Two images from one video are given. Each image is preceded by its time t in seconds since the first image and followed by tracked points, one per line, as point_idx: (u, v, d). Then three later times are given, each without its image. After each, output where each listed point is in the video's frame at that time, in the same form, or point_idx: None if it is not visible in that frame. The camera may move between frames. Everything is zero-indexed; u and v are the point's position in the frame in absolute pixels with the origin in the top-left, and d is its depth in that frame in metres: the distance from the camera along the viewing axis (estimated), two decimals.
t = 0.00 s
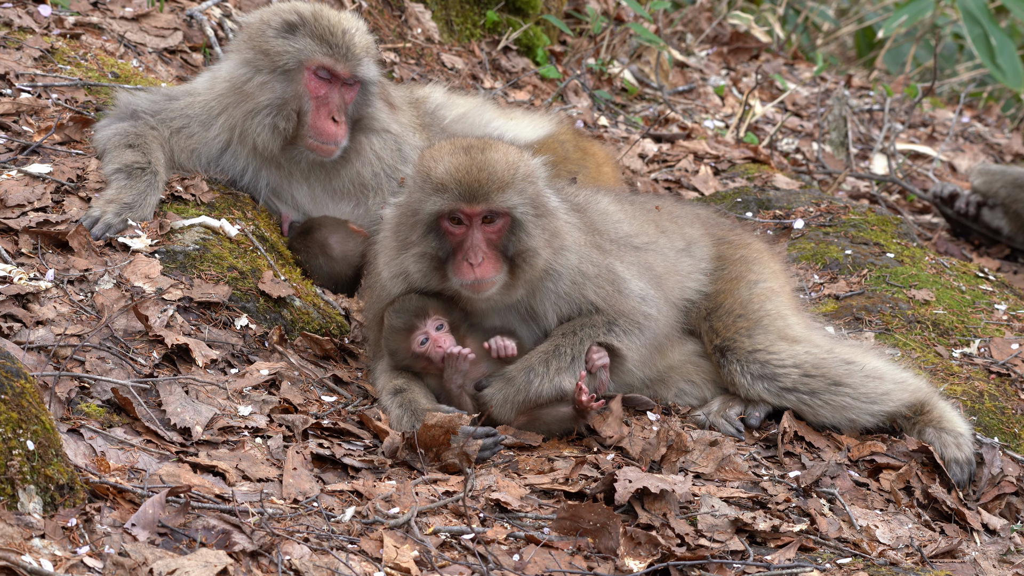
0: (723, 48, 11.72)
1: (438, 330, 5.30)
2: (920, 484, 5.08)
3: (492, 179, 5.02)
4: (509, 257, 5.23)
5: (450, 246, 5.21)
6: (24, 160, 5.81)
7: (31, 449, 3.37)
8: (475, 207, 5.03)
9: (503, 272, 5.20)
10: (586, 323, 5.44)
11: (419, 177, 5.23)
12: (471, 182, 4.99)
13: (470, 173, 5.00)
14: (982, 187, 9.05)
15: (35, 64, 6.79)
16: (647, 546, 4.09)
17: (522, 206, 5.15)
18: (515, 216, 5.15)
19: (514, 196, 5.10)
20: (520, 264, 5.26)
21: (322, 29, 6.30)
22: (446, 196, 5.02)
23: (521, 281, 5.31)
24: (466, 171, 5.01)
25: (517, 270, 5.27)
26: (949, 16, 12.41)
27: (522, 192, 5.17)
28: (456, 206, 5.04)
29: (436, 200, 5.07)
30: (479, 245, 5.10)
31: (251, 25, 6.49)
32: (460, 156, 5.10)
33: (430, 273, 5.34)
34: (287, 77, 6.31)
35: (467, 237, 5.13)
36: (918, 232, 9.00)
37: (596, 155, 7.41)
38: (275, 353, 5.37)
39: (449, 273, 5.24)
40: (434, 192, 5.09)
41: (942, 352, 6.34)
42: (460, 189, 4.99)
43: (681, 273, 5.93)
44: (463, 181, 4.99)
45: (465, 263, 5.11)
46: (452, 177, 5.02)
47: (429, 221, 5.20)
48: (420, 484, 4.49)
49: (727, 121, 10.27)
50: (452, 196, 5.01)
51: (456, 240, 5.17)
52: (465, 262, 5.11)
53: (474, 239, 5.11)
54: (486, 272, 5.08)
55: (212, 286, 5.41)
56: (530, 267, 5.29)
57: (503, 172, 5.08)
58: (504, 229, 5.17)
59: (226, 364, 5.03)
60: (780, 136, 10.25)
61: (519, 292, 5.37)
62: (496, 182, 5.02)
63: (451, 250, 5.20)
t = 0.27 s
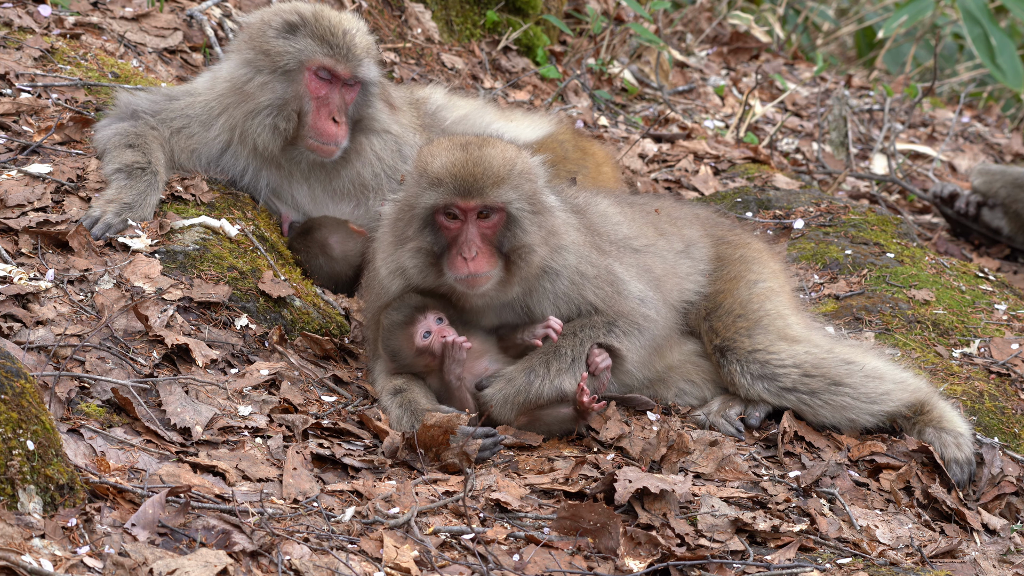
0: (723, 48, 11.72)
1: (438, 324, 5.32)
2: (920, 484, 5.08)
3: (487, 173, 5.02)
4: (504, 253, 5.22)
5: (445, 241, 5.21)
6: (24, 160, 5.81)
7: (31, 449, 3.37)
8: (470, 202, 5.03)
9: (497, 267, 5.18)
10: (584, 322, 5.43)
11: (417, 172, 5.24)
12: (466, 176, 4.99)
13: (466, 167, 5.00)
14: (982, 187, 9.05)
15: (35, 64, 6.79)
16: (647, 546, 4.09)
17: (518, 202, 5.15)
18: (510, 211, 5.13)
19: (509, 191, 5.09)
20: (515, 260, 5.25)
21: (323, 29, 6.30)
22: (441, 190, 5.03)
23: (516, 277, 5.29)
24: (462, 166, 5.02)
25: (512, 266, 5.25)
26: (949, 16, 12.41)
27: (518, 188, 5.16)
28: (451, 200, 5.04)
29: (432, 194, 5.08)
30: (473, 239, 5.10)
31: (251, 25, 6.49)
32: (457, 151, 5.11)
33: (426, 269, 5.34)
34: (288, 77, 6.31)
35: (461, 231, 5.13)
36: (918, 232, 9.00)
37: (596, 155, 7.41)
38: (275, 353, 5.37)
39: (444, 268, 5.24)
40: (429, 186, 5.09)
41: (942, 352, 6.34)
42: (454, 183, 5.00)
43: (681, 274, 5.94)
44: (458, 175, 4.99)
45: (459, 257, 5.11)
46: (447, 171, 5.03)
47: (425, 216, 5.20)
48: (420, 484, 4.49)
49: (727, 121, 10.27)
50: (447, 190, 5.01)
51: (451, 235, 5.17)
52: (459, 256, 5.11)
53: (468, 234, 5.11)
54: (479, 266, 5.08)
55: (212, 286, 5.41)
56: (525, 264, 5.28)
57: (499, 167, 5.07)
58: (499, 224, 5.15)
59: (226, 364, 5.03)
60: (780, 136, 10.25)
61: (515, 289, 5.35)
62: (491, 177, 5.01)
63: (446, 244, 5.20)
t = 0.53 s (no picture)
0: (723, 48, 11.72)
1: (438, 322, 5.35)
2: (920, 484, 5.08)
3: (484, 174, 5.01)
4: (502, 253, 5.22)
5: (444, 241, 5.21)
6: (24, 160, 5.81)
7: (31, 449, 3.37)
8: (468, 204, 5.02)
9: (496, 268, 5.19)
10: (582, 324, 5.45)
11: (415, 172, 5.24)
12: (463, 177, 4.98)
13: (463, 168, 5.00)
14: (982, 187, 9.05)
15: (35, 64, 6.79)
16: (647, 546, 4.09)
17: (516, 202, 5.14)
18: (509, 212, 5.14)
19: (507, 192, 5.08)
20: (513, 261, 5.25)
21: (323, 30, 6.30)
22: (439, 191, 5.02)
23: (514, 277, 5.30)
24: (460, 167, 5.01)
25: (511, 266, 5.26)
26: (949, 16, 12.41)
27: (516, 188, 5.16)
28: (449, 202, 5.03)
29: (430, 195, 5.07)
30: (471, 240, 5.10)
31: (251, 25, 6.49)
32: (455, 152, 5.10)
33: (424, 270, 5.34)
34: (288, 77, 6.31)
35: (460, 232, 5.14)
36: (918, 232, 9.00)
37: (596, 155, 7.41)
38: (275, 353, 5.37)
39: (443, 269, 5.25)
40: (427, 186, 5.09)
41: (942, 352, 6.34)
42: (452, 185, 4.99)
43: (680, 275, 5.93)
44: (455, 177, 4.98)
45: (458, 258, 5.12)
46: (445, 172, 5.02)
47: (423, 217, 5.20)
48: (420, 484, 4.49)
49: (727, 121, 10.27)
50: (445, 192, 5.00)
51: (449, 236, 5.18)
52: (457, 257, 5.12)
53: (466, 235, 5.12)
54: (477, 267, 5.10)
55: (212, 286, 5.41)
56: (524, 265, 5.28)
57: (497, 168, 5.06)
58: (497, 225, 5.16)
59: (226, 364, 5.03)
60: (780, 136, 10.25)
61: (513, 290, 5.36)
62: (488, 178, 5.01)
63: (444, 245, 5.21)
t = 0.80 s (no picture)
0: (723, 48, 11.72)
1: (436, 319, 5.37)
2: (920, 484, 5.08)
3: (488, 180, 4.98)
4: (505, 257, 5.23)
5: (446, 246, 5.21)
6: (24, 160, 5.81)
7: (31, 449, 3.37)
8: (471, 210, 5.00)
9: (498, 272, 5.20)
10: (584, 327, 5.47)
11: (417, 176, 5.20)
12: (467, 183, 4.95)
13: (467, 174, 4.96)
14: (982, 187, 9.05)
15: (35, 64, 6.79)
16: (647, 546, 4.09)
17: (519, 207, 5.14)
18: (512, 216, 5.14)
19: (511, 197, 5.07)
20: (515, 264, 5.26)
21: (323, 30, 6.30)
22: (442, 197, 4.99)
23: (516, 281, 5.31)
24: (463, 172, 4.97)
25: (513, 270, 5.27)
26: (949, 16, 12.41)
27: (519, 193, 5.14)
28: (453, 209, 5.01)
29: (433, 201, 5.04)
30: (475, 246, 5.11)
31: (251, 25, 6.49)
32: (458, 156, 5.06)
33: (426, 272, 5.35)
34: (288, 77, 6.31)
35: (463, 237, 5.13)
36: (918, 232, 9.00)
37: (596, 155, 7.41)
38: (275, 353, 5.37)
39: (445, 273, 5.26)
40: (430, 192, 5.05)
41: (942, 352, 6.34)
42: (456, 192, 4.95)
43: (681, 274, 5.92)
44: (460, 184, 4.95)
45: (460, 263, 5.13)
46: (449, 178, 4.98)
47: (426, 221, 5.19)
48: (420, 484, 4.49)
49: (727, 121, 10.27)
50: (448, 199, 4.97)
51: (452, 240, 5.18)
52: (460, 262, 5.13)
53: (469, 240, 5.11)
54: (481, 272, 5.11)
55: (212, 286, 5.41)
56: (526, 269, 5.29)
57: (500, 174, 5.04)
58: (500, 230, 5.16)
59: (226, 364, 5.03)
60: (780, 136, 10.25)
61: (515, 292, 5.38)
62: (492, 185, 4.98)
63: (447, 249, 5.21)
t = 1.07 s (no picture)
0: (723, 48, 11.72)
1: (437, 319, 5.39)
2: (920, 484, 5.08)
3: (484, 183, 4.98)
4: (502, 259, 5.23)
5: (444, 248, 5.22)
6: (24, 160, 5.81)
7: (31, 449, 3.37)
8: (468, 213, 5.00)
9: (496, 274, 5.21)
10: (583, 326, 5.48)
11: (413, 178, 5.19)
12: (463, 187, 4.94)
13: (462, 177, 4.96)
14: (982, 187, 9.05)
15: (35, 64, 6.79)
16: (646, 546, 4.09)
17: (515, 209, 5.13)
18: (508, 218, 5.14)
19: (507, 199, 5.06)
20: (513, 266, 5.26)
21: (323, 30, 6.29)
22: (438, 201, 4.98)
23: (514, 282, 5.32)
24: (459, 176, 4.97)
25: (510, 271, 5.27)
26: (949, 16, 12.41)
27: (515, 194, 5.13)
28: (448, 212, 5.00)
29: (429, 205, 5.03)
30: (472, 249, 5.11)
31: (251, 25, 6.49)
32: (453, 158, 5.05)
33: (424, 274, 5.36)
34: (287, 77, 6.31)
35: (460, 240, 5.13)
36: (918, 232, 9.00)
37: (596, 155, 7.41)
38: (275, 353, 5.37)
39: (443, 275, 5.27)
40: (426, 195, 5.04)
41: (942, 352, 6.34)
42: (451, 195, 4.95)
43: (680, 272, 5.92)
44: (455, 187, 4.94)
45: (458, 266, 5.14)
46: (444, 181, 4.97)
47: (423, 224, 5.19)
48: (420, 484, 4.50)
49: (727, 121, 10.27)
50: (444, 203, 4.96)
51: (450, 243, 5.18)
52: (458, 265, 5.14)
53: (466, 243, 5.12)
54: (479, 275, 5.12)
55: (212, 286, 5.41)
56: (523, 270, 5.30)
57: (496, 176, 5.03)
58: (497, 232, 5.16)
59: (226, 364, 5.03)
60: (780, 136, 10.25)
61: (513, 293, 5.39)
62: (488, 188, 4.98)
63: (444, 252, 5.21)
